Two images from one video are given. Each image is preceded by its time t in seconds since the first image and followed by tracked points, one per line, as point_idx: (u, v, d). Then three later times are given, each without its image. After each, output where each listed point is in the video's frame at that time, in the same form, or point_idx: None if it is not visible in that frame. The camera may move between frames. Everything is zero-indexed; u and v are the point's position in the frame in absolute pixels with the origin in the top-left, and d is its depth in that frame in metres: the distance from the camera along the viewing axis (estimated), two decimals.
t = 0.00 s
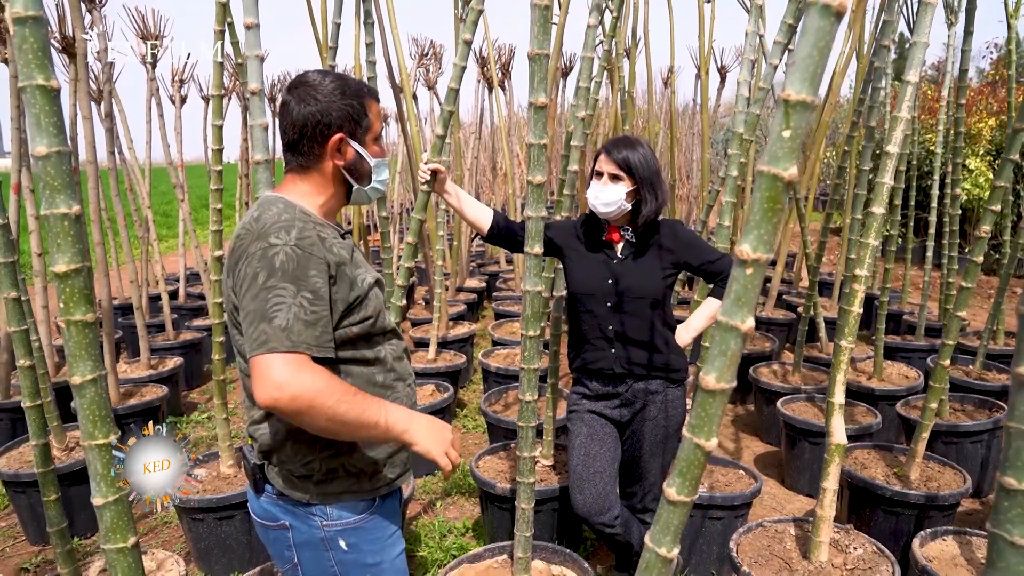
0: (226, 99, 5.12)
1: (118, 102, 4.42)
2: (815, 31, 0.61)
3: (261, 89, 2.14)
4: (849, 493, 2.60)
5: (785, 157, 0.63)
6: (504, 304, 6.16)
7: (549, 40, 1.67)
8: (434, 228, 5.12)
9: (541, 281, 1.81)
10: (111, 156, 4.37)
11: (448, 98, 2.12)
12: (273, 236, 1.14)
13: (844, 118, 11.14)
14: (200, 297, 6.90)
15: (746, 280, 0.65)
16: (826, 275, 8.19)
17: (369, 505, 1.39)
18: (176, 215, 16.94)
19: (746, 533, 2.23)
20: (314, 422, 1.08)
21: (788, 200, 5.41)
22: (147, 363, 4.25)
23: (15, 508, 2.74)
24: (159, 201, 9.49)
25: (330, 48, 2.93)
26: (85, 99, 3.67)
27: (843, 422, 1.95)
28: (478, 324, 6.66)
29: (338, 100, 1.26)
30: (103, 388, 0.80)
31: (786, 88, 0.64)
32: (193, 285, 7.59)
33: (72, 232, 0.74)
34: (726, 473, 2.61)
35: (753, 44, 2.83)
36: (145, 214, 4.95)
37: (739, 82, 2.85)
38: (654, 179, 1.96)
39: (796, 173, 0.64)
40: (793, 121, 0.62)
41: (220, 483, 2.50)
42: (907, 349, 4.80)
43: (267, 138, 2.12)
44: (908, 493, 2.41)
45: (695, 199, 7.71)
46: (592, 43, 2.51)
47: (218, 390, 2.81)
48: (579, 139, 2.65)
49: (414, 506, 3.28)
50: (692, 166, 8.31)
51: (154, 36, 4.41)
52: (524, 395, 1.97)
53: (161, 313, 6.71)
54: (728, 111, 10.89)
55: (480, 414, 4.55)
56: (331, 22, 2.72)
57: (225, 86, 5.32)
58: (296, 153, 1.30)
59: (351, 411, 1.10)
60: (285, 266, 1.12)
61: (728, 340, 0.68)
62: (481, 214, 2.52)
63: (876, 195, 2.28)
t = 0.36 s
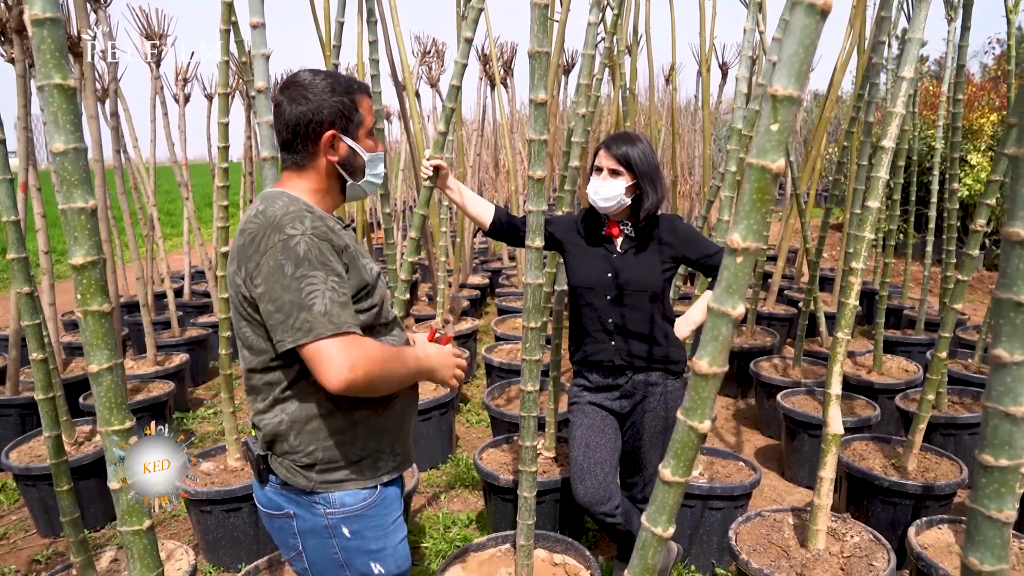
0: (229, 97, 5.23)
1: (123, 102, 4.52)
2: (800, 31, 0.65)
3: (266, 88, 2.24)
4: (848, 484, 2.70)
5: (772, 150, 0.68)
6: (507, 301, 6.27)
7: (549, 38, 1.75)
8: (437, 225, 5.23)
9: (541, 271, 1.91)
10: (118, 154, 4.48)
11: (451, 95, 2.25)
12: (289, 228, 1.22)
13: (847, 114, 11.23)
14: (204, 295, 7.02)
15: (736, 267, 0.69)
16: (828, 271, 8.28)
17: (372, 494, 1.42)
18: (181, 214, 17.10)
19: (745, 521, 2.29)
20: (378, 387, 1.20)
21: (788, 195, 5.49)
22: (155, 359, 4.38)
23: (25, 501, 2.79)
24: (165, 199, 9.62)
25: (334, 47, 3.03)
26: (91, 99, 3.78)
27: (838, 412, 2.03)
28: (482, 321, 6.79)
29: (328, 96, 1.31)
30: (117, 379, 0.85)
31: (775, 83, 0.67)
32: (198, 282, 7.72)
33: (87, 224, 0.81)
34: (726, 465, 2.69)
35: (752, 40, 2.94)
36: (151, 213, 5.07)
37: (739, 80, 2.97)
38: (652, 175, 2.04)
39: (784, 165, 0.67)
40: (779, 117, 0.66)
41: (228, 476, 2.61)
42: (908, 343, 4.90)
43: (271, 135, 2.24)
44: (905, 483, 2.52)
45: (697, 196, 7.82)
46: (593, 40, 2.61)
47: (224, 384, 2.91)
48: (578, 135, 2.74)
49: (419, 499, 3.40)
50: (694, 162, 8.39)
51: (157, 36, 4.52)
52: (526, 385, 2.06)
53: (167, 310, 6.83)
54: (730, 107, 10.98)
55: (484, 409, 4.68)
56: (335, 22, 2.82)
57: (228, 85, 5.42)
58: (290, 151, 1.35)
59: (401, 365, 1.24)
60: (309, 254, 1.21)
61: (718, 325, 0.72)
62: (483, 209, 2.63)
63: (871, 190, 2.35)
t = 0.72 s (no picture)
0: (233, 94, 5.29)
1: (128, 100, 4.59)
2: (798, 30, 0.69)
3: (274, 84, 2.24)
4: (849, 477, 2.78)
5: (771, 146, 0.71)
6: (510, 297, 6.36)
7: (551, 37, 1.81)
8: (441, 222, 5.30)
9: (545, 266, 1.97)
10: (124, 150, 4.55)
11: (455, 92, 2.33)
12: (296, 221, 1.24)
13: (847, 109, 11.31)
14: (208, 291, 7.09)
15: (737, 260, 0.73)
16: (828, 266, 8.37)
17: (378, 486, 1.42)
18: (184, 211, 17.19)
19: (746, 514, 2.37)
20: (381, 377, 1.22)
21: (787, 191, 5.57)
22: (159, 355, 4.45)
23: (33, 495, 2.84)
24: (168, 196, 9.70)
25: (338, 47, 3.09)
26: (99, 98, 3.84)
27: (837, 406, 2.12)
28: (484, 317, 6.88)
29: (329, 88, 1.32)
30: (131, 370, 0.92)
31: (773, 83, 0.71)
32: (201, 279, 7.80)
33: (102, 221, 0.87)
34: (728, 459, 2.78)
35: (753, 38, 3.00)
36: (156, 209, 5.14)
37: (740, 77, 3.04)
38: (653, 171, 2.13)
39: (782, 161, 0.72)
40: (779, 114, 0.70)
41: (234, 471, 2.67)
42: (907, 339, 4.98)
43: (278, 131, 2.31)
44: (904, 476, 2.60)
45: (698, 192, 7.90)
46: (595, 39, 2.67)
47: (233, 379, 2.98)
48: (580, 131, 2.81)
49: (424, 494, 3.48)
50: (695, 158, 8.46)
51: (161, 34, 4.57)
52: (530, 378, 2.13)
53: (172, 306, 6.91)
54: (730, 103, 11.05)
55: (487, 404, 4.76)
56: (341, 21, 2.88)
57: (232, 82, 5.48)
58: (292, 144, 1.35)
59: (403, 353, 1.25)
60: (315, 247, 1.22)
61: (721, 316, 0.76)
62: (486, 205, 2.70)
63: (870, 187, 2.42)
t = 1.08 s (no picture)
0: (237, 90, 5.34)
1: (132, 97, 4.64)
2: (795, 30, 0.69)
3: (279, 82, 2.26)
4: (848, 472, 2.85)
5: (768, 144, 0.73)
6: (512, 293, 6.42)
7: (553, 37, 1.87)
8: (443, 220, 5.36)
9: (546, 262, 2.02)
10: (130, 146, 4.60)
11: (457, 91, 2.39)
12: (301, 218, 1.30)
13: (849, 105, 11.35)
14: (212, 287, 7.17)
15: (735, 256, 0.74)
16: (829, 262, 8.43)
17: (380, 479, 1.48)
18: (188, 207, 17.28)
19: (747, 508, 2.44)
20: (382, 372, 1.28)
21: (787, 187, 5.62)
22: (164, 350, 4.51)
23: (41, 488, 2.91)
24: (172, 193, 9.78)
25: (341, 46, 3.14)
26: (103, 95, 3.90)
27: (837, 402, 2.18)
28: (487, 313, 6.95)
29: (334, 87, 1.38)
30: (144, 365, 0.92)
31: (770, 81, 0.71)
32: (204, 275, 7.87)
33: (115, 216, 0.86)
34: (728, 454, 2.84)
35: (753, 35, 3.05)
36: (160, 205, 5.19)
37: (741, 75, 3.09)
38: (653, 169, 2.19)
39: (778, 159, 0.73)
40: (776, 112, 0.71)
41: (238, 465, 2.73)
42: (908, 336, 5.04)
43: (284, 129, 2.37)
44: (903, 471, 2.67)
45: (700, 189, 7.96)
46: (597, 36, 2.73)
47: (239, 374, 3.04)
48: (582, 129, 2.87)
49: (427, 488, 3.55)
50: (697, 155, 8.52)
51: (165, 31, 4.62)
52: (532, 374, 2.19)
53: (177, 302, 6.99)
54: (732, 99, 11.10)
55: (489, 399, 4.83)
56: (345, 19, 2.93)
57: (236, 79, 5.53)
58: (297, 139, 1.42)
59: (404, 349, 1.31)
60: (319, 244, 1.28)
61: (719, 310, 0.77)
62: (488, 202, 2.76)
63: (870, 184, 2.47)
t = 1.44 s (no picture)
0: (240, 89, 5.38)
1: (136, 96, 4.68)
2: (790, 30, 0.72)
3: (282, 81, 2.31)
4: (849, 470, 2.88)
5: (764, 142, 0.75)
6: (514, 292, 6.46)
7: (554, 36, 1.90)
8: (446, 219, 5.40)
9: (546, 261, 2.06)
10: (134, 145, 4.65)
11: (459, 91, 2.42)
12: (304, 217, 1.34)
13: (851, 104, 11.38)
14: (215, 286, 7.21)
15: (732, 252, 0.77)
16: (831, 261, 8.46)
17: (383, 475, 1.52)
18: (190, 206, 17.34)
19: (748, 505, 2.47)
20: (386, 369, 1.32)
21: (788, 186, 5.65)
22: (167, 349, 4.55)
23: (45, 485, 2.95)
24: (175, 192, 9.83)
25: (343, 46, 3.18)
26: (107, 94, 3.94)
27: (838, 399, 2.22)
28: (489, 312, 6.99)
29: (339, 87, 1.42)
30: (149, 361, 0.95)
31: (766, 80, 0.74)
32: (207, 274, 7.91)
33: (120, 214, 0.90)
34: (728, 451, 2.87)
35: (754, 34, 3.08)
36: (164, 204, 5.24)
37: (741, 74, 3.12)
38: (654, 167, 2.22)
39: (774, 157, 0.75)
40: (773, 110, 0.73)
41: (241, 462, 2.78)
42: (909, 334, 5.07)
43: (287, 128, 2.40)
44: (904, 469, 2.70)
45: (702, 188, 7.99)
46: (598, 34, 2.76)
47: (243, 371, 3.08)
48: (584, 128, 2.90)
49: (429, 486, 3.58)
50: (699, 154, 8.55)
51: (168, 30, 4.66)
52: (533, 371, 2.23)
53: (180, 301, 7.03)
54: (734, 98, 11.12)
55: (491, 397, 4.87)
56: (346, 19, 2.96)
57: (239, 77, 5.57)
58: (301, 138, 1.46)
59: (406, 346, 1.35)
60: (323, 243, 1.32)
61: (717, 307, 0.79)
62: (490, 201, 2.79)
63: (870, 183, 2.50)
